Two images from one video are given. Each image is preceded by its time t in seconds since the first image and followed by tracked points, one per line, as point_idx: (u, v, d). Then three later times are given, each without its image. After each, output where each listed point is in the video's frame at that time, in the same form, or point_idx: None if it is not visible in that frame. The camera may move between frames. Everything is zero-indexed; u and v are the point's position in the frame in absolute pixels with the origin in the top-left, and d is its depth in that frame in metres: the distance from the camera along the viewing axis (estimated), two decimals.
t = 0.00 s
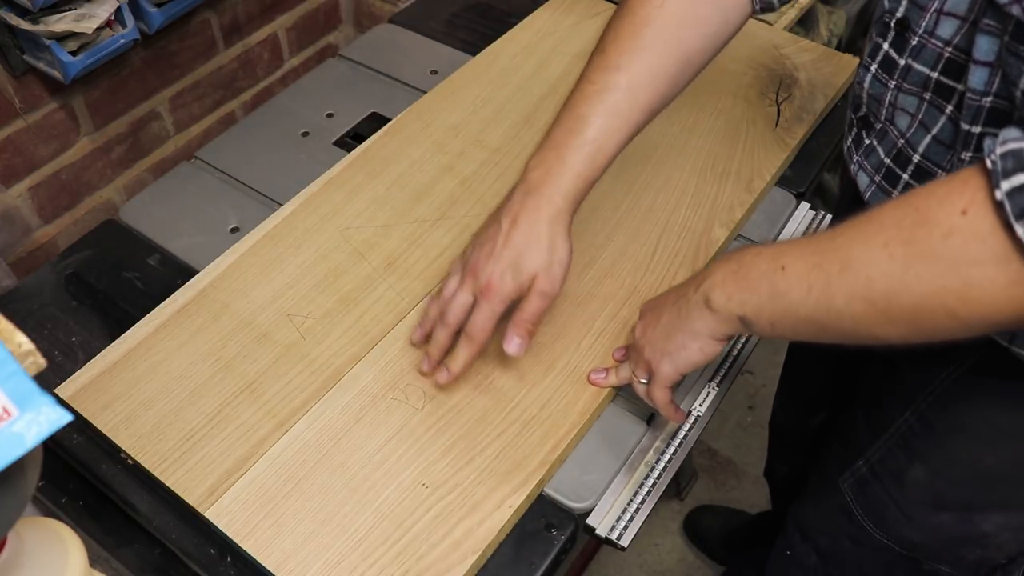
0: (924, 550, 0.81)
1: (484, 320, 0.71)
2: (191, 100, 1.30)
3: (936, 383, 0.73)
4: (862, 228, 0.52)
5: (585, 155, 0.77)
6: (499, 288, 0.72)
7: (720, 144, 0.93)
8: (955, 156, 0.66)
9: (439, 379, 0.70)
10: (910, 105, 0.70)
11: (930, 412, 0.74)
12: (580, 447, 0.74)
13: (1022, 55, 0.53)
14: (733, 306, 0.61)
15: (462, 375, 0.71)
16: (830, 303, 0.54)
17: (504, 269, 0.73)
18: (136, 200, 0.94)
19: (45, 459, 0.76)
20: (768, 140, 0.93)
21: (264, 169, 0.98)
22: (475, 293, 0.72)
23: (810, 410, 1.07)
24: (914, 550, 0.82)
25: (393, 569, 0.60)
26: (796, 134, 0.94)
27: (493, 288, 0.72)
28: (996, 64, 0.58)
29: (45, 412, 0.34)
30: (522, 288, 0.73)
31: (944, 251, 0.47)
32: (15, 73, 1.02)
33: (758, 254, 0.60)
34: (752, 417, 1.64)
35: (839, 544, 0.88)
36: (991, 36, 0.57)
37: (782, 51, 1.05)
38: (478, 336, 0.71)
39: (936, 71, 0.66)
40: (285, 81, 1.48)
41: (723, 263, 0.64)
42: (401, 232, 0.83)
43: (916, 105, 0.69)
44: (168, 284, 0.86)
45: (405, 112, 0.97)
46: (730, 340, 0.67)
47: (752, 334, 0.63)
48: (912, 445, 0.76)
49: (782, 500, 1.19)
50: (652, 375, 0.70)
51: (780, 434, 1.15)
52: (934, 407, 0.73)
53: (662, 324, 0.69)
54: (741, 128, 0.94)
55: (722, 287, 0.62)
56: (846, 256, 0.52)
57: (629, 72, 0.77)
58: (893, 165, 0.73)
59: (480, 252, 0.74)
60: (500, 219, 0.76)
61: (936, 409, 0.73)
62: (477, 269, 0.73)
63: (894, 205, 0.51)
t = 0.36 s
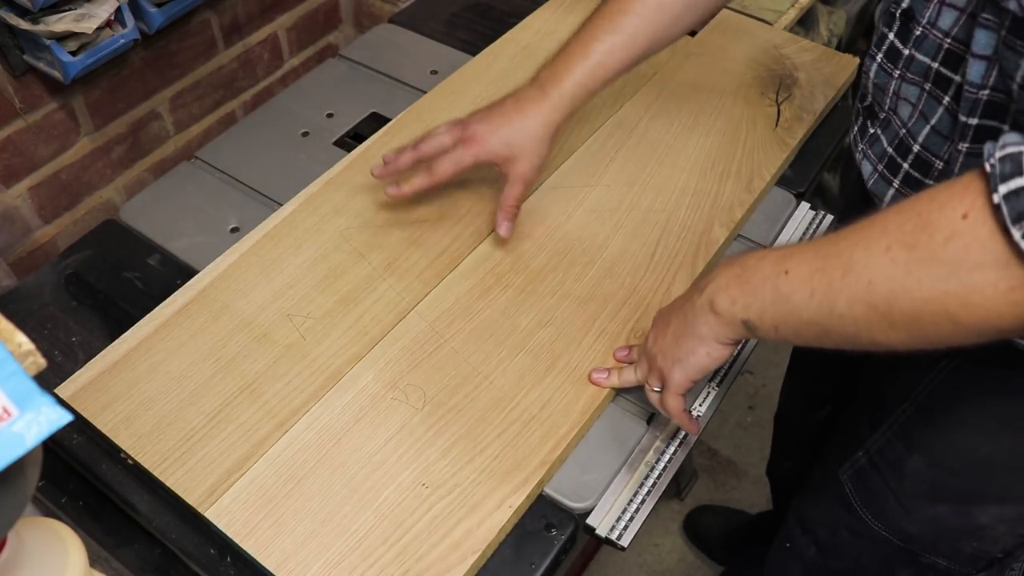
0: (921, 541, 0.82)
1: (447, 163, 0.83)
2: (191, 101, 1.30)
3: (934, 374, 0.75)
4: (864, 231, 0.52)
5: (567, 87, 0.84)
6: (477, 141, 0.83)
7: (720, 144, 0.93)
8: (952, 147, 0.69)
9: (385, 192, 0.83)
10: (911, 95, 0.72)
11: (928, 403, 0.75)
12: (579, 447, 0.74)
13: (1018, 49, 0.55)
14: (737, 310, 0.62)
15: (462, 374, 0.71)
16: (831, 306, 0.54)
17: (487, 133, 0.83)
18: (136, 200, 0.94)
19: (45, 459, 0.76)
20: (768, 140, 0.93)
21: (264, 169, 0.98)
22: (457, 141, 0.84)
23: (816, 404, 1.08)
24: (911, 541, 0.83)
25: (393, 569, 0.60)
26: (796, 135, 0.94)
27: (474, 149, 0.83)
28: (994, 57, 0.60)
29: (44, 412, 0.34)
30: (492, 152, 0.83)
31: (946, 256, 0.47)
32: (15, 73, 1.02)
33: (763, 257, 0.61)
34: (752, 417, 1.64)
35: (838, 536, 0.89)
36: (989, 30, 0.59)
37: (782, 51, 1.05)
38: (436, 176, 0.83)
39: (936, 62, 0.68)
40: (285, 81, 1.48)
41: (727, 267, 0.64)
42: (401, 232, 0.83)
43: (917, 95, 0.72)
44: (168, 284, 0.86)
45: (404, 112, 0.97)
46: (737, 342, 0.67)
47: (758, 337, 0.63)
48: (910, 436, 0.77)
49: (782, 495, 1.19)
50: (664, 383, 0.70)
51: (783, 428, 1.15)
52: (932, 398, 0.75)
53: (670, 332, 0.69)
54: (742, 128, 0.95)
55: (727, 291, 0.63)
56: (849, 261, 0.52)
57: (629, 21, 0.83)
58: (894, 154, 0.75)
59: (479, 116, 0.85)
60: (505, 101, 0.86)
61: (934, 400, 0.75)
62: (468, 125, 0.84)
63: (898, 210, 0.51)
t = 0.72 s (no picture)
0: (918, 539, 0.82)
1: (484, 194, 0.82)
2: (191, 101, 1.30)
3: (928, 370, 0.75)
4: (858, 226, 0.52)
5: (579, 104, 0.85)
6: (503, 167, 0.82)
7: (720, 144, 0.93)
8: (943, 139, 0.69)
9: (436, 231, 0.83)
10: (907, 89, 0.72)
11: (924, 398, 0.75)
12: (579, 447, 0.74)
13: (1005, 41, 0.57)
14: (732, 308, 0.62)
15: (462, 374, 0.71)
16: (826, 303, 0.54)
17: (511, 158, 0.83)
18: (136, 200, 0.94)
19: (45, 459, 0.76)
20: (768, 140, 0.93)
21: (264, 169, 0.98)
22: (485, 171, 0.83)
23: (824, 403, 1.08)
24: (907, 538, 0.83)
25: (393, 569, 0.60)
26: (796, 134, 0.94)
27: (495, 169, 0.82)
28: (982, 50, 0.61)
29: (44, 412, 0.34)
30: (518, 175, 0.83)
31: (941, 251, 0.47)
32: (15, 73, 1.02)
33: (756, 254, 0.60)
34: (752, 417, 1.64)
35: (836, 533, 0.89)
36: (978, 22, 0.61)
37: (782, 51, 1.05)
38: (479, 209, 0.82)
39: (929, 56, 0.69)
40: (285, 81, 1.48)
41: (721, 264, 0.64)
42: (401, 232, 0.83)
43: (913, 89, 0.72)
44: (168, 284, 0.86)
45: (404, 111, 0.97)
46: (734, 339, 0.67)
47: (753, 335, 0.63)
48: (907, 431, 0.77)
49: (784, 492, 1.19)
50: (662, 381, 0.70)
51: (790, 426, 1.16)
52: (928, 393, 0.75)
53: (666, 331, 0.69)
54: (741, 128, 0.95)
55: (721, 289, 0.63)
56: (843, 256, 0.53)
57: (639, 35, 0.84)
58: (890, 148, 0.75)
59: (499, 143, 0.85)
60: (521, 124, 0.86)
61: (930, 394, 0.75)
62: (492, 153, 0.84)
63: (891, 204, 0.51)
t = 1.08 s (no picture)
0: (902, 513, 0.83)
1: (485, 198, 0.82)
2: (191, 101, 1.30)
3: (934, 343, 0.74)
4: (863, 209, 0.52)
5: (583, 109, 0.84)
6: (507, 173, 0.82)
7: (720, 144, 0.93)
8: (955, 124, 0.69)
9: (435, 232, 0.83)
10: (924, 78, 0.72)
11: (928, 370, 0.75)
12: (579, 447, 0.74)
13: None
14: (735, 299, 0.62)
15: (462, 374, 0.71)
16: (834, 288, 0.54)
17: (514, 164, 0.83)
18: (136, 200, 0.94)
19: (45, 459, 0.76)
20: (768, 140, 0.93)
21: (263, 169, 0.98)
22: (488, 173, 0.83)
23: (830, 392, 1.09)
24: (893, 512, 0.83)
25: (393, 569, 0.60)
26: (796, 134, 0.94)
27: (501, 173, 0.83)
28: (997, 39, 0.61)
29: (45, 412, 0.34)
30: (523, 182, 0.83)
31: (951, 227, 0.47)
32: (15, 73, 1.02)
33: (757, 245, 0.61)
34: (752, 417, 1.64)
35: (818, 505, 0.89)
36: (995, 12, 0.60)
37: (782, 51, 1.05)
38: (480, 212, 0.82)
39: (949, 47, 0.68)
40: (285, 81, 1.48)
41: (719, 257, 0.64)
42: (401, 232, 0.83)
43: (929, 78, 0.71)
44: (168, 284, 0.86)
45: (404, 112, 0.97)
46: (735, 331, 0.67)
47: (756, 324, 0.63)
48: (908, 404, 0.77)
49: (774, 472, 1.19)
50: (663, 378, 0.70)
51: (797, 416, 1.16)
52: (933, 365, 0.74)
53: (665, 327, 0.69)
54: (742, 128, 0.95)
55: (722, 281, 0.63)
56: (850, 239, 0.53)
57: (640, 40, 0.83)
58: (902, 134, 0.76)
59: (502, 146, 0.85)
60: (525, 126, 0.86)
61: (934, 368, 0.74)
62: (495, 155, 0.84)
63: (896, 185, 0.51)
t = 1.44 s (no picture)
0: (938, 513, 0.82)
1: (488, 198, 0.82)
2: (191, 100, 1.30)
3: (958, 344, 0.75)
4: (871, 186, 0.53)
5: (586, 109, 0.84)
6: (509, 173, 0.82)
7: (720, 144, 0.93)
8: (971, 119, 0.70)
9: (436, 232, 0.83)
10: (941, 78, 0.72)
11: (952, 375, 0.76)
12: (580, 446, 0.74)
13: None
14: (738, 283, 0.62)
15: (462, 374, 0.71)
16: (838, 267, 0.54)
17: (517, 165, 0.83)
18: (136, 199, 0.94)
19: (45, 460, 0.76)
20: (768, 140, 0.93)
21: (264, 168, 0.98)
22: (490, 173, 0.83)
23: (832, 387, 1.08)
24: (930, 513, 0.82)
25: (393, 569, 0.60)
26: (796, 134, 0.94)
27: (503, 174, 0.82)
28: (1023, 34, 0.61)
29: (45, 412, 0.34)
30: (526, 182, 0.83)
31: (956, 200, 0.47)
32: (15, 73, 1.02)
33: (761, 229, 0.61)
34: (751, 417, 1.64)
35: (853, 509, 0.88)
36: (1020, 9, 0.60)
37: (782, 51, 1.05)
38: (482, 211, 0.83)
39: (969, 46, 0.69)
40: (285, 81, 1.48)
41: (725, 242, 0.65)
42: (401, 232, 0.83)
43: (947, 78, 0.72)
44: (168, 284, 0.86)
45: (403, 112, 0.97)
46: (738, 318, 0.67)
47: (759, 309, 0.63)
48: (934, 409, 0.78)
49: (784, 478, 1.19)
50: (664, 368, 0.70)
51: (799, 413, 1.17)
52: (956, 369, 0.75)
53: (668, 316, 0.69)
54: (741, 128, 0.95)
55: (725, 265, 0.63)
56: (854, 218, 0.53)
57: (642, 42, 0.82)
58: (916, 134, 0.76)
59: (504, 145, 0.85)
60: (528, 126, 0.86)
61: (958, 372, 0.75)
62: (498, 155, 0.84)
63: (902, 163, 0.52)
